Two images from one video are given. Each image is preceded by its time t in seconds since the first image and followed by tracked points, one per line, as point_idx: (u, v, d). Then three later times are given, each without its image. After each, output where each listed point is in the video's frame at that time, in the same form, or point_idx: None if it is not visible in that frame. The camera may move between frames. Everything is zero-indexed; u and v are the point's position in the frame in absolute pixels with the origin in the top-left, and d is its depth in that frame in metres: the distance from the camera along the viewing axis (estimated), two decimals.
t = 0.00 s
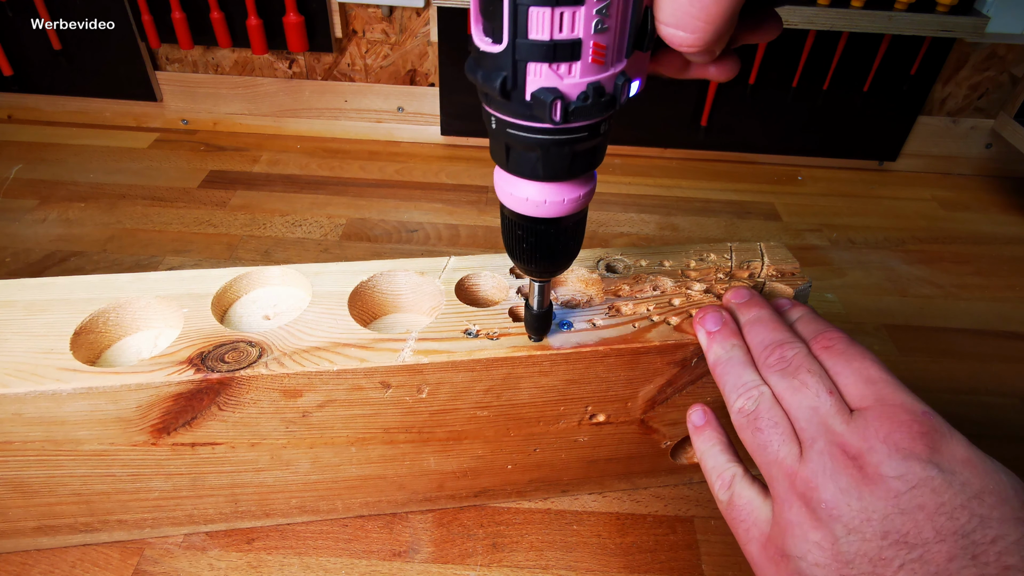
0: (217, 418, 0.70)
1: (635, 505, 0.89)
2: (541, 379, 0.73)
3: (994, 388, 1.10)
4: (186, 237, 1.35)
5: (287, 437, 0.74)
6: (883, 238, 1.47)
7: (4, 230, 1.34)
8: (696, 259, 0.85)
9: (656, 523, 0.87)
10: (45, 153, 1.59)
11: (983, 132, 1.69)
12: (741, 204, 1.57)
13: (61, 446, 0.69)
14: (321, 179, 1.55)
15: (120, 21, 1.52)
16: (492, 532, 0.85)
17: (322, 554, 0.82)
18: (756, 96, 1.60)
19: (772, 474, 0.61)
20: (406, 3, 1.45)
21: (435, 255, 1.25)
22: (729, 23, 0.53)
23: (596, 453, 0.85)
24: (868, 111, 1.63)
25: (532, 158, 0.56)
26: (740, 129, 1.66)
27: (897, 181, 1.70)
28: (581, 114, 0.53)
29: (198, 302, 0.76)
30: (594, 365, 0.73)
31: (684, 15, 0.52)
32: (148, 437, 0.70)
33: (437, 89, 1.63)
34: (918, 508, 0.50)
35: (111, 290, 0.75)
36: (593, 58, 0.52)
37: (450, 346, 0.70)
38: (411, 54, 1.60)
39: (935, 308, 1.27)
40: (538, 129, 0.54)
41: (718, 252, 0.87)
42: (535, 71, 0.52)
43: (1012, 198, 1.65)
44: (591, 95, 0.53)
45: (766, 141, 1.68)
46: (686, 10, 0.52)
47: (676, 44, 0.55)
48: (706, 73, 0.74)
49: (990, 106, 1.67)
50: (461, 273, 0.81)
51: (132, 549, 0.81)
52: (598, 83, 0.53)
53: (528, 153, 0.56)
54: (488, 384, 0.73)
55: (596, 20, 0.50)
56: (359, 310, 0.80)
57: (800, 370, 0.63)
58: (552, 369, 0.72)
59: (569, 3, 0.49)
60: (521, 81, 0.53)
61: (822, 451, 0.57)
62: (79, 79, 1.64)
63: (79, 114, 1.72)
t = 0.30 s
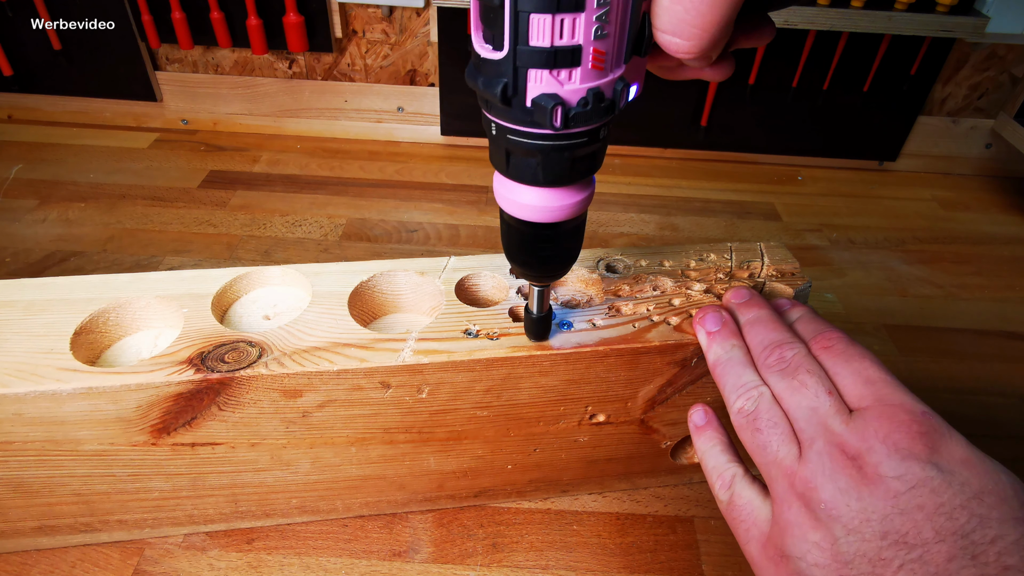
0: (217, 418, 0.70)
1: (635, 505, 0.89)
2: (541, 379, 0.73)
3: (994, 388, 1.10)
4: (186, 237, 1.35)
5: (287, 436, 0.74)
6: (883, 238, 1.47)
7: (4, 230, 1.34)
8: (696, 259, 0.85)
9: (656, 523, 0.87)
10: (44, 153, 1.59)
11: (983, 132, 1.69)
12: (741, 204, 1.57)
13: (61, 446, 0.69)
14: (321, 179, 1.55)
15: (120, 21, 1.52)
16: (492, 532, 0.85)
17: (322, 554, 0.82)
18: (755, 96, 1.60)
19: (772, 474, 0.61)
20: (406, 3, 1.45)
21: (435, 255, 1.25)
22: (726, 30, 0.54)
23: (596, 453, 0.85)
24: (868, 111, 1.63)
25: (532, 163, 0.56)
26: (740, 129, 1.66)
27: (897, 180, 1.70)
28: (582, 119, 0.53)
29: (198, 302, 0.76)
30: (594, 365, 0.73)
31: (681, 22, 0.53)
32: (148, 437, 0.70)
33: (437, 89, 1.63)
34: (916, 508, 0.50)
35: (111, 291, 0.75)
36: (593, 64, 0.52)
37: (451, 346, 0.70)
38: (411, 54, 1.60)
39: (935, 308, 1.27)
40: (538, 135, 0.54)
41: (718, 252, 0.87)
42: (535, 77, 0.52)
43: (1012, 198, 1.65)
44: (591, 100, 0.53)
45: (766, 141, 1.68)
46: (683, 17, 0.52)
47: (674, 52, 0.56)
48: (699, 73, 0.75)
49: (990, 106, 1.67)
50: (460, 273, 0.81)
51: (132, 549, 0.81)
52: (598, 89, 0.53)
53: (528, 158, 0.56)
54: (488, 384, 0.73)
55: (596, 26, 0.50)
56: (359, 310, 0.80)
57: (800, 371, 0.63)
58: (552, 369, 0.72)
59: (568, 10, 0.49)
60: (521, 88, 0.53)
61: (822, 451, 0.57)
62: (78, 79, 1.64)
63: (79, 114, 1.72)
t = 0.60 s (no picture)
0: (217, 418, 0.70)
1: (635, 505, 0.89)
2: (541, 379, 0.73)
3: (994, 388, 1.10)
4: (186, 237, 1.35)
5: (287, 436, 0.74)
6: (883, 238, 1.47)
7: (4, 230, 1.34)
8: (696, 259, 0.85)
9: (656, 523, 0.87)
10: (44, 153, 1.59)
11: (983, 132, 1.69)
12: (741, 204, 1.57)
13: (61, 446, 0.69)
14: (321, 179, 1.55)
15: (121, 21, 1.52)
16: (492, 532, 0.85)
17: (322, 554, 0.82)
18: (755, 96, 1.60)
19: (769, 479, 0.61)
20: (406, 3, 1.45)
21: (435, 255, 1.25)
22: (739, 35, 0.52)
23: (596, 453, 0.85)
24: (868, 111, 1.63)
25: (530, 161, 0.56)
26: (740, 129, 1.66)
27: (896, 181, 1.70)
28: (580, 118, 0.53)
29: (198, 302, 0.76)
30: (594, 365, 0.73)
31: (696, 24, 0.50)
32: (148, 436, 0.70)
33: (437, 89, 1.63)
34: (911, 508, 0.50)
35: (111, 290, 0.76)
36: (594, 66, 0.52)
37: (450, 346, 0.70)
38: (411, 54, 1.60)
39: (935, 308, 1.27)
40: (541, 134, 0.54)
41: (718, 252, 0.87)
42: (535, 75, 0.52)
43: (1012, 198, 1.65)
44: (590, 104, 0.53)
45: (766, 141, 1.68)
46: (697, 18, 0.50)
47: (685, 54, 0.53)
48: (701, 102, 0.73)
49: (990, 106, 1.67)
50: (460, 273, 0.81)
51: (132, 549, 0.81)
52: (597, 89, 0.53)
53: (527, 156, 0.56)
54: (488, 384, 0.73)
55: (598, 29, 0.50)
56: (359, 310, 0.80)
57: (796, 372, 0.63)
58: (552, 369, 0.72)
59: (569, 9, 0.49)
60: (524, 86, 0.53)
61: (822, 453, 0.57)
62: (78, 79, 1.64)
63: (79, 114, 1.72)
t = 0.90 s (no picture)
0: (217, 418, 0.70)
1: (635, 505, 0.89)
2: (541, 379, 0.73)
3: (994, 388, 1.10)
4: (186, 237, 1.35)
5: (287, 436, 0.74)
6: (883, 238, 1.47)
7: (4, 230, 1.34)
8: (696, 259, 0.85)
9: (656, 523, 0.87)
10: (44, 153, 1.59)
11: (983, 132, 1.69)
12: (741, 204, 1.57)
13: (61, 446, 0.69)
14: (321, 179, 1.55)
15: (121, 21, 1.52)
16: (492, 532, 0.85)
17: (322, 554, 0.82)
18: (755, 96, 1.60)
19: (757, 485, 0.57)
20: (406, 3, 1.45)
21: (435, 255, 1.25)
22: None
23: (596, 453, 0.85)
24: (868, 111, 1.63)
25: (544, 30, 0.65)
26: (740, 129, 1.66)
27: (896, 181, 1.70)
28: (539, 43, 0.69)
29: (198, 302, 0.76)
30: (594, 365, 0.72)
31: None
32: (149, 436, 0.70)
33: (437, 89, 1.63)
34: (899, 538, 0.42)
35: (111, 290, 0.76)
36: None
37: (450, 346, 0.70)
38: (411, 54, 1.60)
39: (934, 308, 1.28)
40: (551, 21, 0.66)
41: (718, 252, 0.87)
42: None
43: (1012, 198, 1.66)
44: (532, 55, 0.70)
45: (766, 141, 1.68)
46: None
47: None
48: None
49: (989, 106, 1.66)
50: (460, 273, 0.82)
51: (132, 549, 0.81)
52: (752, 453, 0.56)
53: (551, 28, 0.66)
54: (487, 384, 0.72)
55: None
56: (358, 310, 0.79)
57: (787, 383, 0.58)
58: (552, 369, 0.72)
59: None
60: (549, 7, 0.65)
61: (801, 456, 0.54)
62: (79, 79, 1.64)
63: (79, 114, 1.72)
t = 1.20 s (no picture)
0: (217, 418, 0.70)
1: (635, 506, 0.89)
2: (541, 379, 0.73)
3: (994, 388, 1.10)
4: (186, 237, 1.35)
5: (287, 436, 0.74)
6: (883, 238, 1.47)
7: (4, 230, 1.34)
8: (696, 259, 0.85)
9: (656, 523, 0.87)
10: (44, 153, 1.58)
11: (983, 132, 1.69)
12: (741, 204, 1.57)
13: (61, 446, 0.69)
14: (321, 179, 1.55)
15: (121, 21, 1.52)
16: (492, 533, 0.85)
17: (322, 554, 0.82)
18: (755, 96, 1.60)
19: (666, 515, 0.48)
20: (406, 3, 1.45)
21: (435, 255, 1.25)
22: None
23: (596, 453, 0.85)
24: (868, 111, 1.63)
25: None
26: (740, 129, 1.66)
27: (896, 181, 1.70)
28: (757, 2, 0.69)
29: (198, 302, 0.76)
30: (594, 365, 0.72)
31: None
32: (149, 437, 0.70)
33: (437, 89, 1.63)
34: None
35: (111, 290, 0.76)
36: None
37: (450, 346, 0.70)
38: (411, 54, 1.60)
39: (935, 308, 1.28)
40: None
41: (718, 252, 0.87)
42: None
43: (1012, 198, 1.66)
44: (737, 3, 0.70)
45: (766, 141, 1.68)
46: None
47: None
48: None
49: (990, 106, 1.66)
50: (460, 273, 0.82)
51: (132, 549, 0.81)
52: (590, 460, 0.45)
53: None
54: (488, 385, 0.73)
55: None
56: (359, 310, 0.79)
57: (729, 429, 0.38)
58: (552, 369, 0.72)
59: None
60: None
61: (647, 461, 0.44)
62: (79, 79, 1.64)
63: (80, 114, 1.72)
